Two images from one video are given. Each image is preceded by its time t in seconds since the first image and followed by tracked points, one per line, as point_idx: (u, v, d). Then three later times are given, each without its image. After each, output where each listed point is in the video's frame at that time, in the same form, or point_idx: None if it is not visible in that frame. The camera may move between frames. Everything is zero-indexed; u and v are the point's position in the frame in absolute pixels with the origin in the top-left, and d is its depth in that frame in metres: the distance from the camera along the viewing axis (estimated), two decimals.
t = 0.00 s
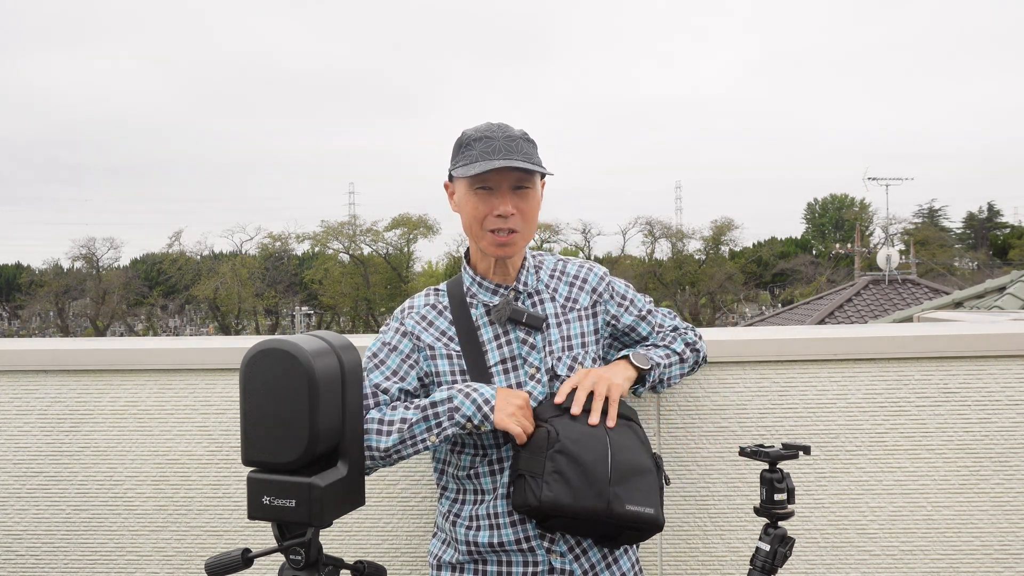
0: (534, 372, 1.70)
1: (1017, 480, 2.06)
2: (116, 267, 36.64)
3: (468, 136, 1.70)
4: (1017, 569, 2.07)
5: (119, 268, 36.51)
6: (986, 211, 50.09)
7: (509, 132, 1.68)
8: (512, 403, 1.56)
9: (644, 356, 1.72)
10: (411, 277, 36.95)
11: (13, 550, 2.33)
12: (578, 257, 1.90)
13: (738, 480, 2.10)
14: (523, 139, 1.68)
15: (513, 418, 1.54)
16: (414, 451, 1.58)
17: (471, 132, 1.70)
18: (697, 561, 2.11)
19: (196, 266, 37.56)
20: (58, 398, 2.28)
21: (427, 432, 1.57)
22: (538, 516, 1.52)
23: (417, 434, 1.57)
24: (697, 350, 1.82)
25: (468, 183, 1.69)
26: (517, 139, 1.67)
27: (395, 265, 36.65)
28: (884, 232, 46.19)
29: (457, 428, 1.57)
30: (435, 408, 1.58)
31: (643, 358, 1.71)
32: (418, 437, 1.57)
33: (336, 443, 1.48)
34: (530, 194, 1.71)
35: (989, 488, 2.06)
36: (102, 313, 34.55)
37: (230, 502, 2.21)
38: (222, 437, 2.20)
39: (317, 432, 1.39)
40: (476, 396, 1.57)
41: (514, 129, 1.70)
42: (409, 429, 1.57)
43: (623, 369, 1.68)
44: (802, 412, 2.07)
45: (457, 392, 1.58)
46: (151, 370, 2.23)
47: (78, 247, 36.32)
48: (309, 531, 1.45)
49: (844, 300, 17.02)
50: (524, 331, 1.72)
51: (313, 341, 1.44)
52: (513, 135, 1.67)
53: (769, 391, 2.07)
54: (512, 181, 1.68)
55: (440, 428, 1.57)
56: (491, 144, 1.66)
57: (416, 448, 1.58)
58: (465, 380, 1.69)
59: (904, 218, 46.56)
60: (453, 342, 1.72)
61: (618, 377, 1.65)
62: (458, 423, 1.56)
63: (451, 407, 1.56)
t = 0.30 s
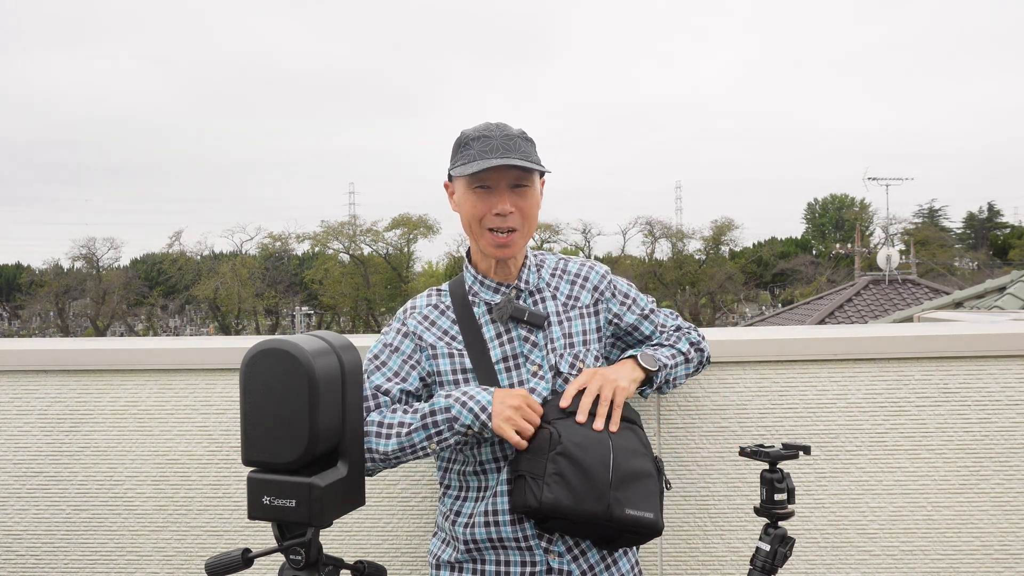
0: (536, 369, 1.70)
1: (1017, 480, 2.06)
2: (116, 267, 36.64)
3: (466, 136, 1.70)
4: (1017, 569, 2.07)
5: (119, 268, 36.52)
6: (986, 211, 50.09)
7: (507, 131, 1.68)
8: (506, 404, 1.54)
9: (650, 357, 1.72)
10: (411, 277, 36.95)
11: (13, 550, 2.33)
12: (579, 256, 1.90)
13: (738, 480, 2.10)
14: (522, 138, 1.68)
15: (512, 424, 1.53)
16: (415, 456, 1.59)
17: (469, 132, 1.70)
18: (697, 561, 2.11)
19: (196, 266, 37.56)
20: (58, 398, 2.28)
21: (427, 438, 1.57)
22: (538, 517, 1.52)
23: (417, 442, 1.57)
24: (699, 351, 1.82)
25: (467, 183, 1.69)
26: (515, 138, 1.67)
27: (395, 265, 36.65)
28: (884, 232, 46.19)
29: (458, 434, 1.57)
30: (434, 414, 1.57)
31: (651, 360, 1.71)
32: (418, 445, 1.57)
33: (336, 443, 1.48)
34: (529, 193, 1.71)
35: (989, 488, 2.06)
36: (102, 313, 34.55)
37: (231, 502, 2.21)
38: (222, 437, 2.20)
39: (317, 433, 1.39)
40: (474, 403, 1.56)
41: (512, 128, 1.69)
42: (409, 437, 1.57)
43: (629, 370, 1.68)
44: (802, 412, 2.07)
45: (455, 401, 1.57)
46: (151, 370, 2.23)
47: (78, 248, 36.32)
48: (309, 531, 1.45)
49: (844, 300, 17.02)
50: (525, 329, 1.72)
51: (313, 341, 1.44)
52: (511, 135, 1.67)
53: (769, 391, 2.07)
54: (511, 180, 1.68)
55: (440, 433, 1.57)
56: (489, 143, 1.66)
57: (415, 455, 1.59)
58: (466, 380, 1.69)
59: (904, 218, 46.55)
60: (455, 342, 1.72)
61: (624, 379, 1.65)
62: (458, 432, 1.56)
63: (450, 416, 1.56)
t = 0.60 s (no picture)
0: (536, 368, 1.70)
1: (1017, 481, 2.06)
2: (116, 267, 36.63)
3: (463, 136, 1.69)
4: (1018, 569, 2.07)
5: (119, 268, 36.52)
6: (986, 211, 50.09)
7: (503, 132, 1.67)
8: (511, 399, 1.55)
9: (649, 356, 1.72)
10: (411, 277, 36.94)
11: (12, 550, 2.33)
12: (578, 256, 1.90)
13: (739, 480, 2.10)
14: (518, 138, 1.68)
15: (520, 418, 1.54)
16: (418, 449, 1.57)
17: (466, 132, 1.69)
18: (698, 561, 2.11)
19: (196, 266, 37.56)
20: (58, 398, 2.27)
21: (431, 430, 1.56)
22: (539, 516, 1.52)
23: (421, 434, 1.56)
24: (699, 350, 1.82)
25: (464, 183, 1.69)
26: (512, 138, 1.67)
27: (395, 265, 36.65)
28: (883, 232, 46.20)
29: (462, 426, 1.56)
30: (439, 406, 1.57)
31: (650, 359, 1.71)
32: (422, 437, 1.56)
33: (336, 443, 1.47)
34: (526, 192, 1.71)
35: (989, 488, 2.06)
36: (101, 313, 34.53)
37: (230, 502, 2.21)
38: (222, 437, 2.20)
39: (317, 433, 1.39)
40: (480, 393, 1.56)
41: (508, 128, 1.69)
42: (412, 428, 1.56)
43: (630, 369, 1.68)
44: (802, 412, 2.07)
45: (460, 390, 1.57)
46: (151, 370, 2.23)
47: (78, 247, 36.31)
48: (309, 531, 1.45)
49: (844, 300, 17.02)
50: (525, 328, 1.72)
51: (313, 341, 1.43)
52: (507, 135, 1.67)
53: (770, 391, 2.07)
54: (508, 180, 1.68)
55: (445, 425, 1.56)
56: (485, 143, 1.66)
57: (420, 447, 1.57)
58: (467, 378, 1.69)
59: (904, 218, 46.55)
60: (455, 341, 1.72)
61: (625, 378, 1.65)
62: (463, 422, 1.55)
63: (455, 406, 1.55)
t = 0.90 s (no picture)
0: (535, 367, 1.70)
1: (1017, 480, 2.06)
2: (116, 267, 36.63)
3: (474, 149, 1.68)
4: (1018, 569, 2.07)
5: (119, 268, 36.52)
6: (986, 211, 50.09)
7: (515, 148, 1.67)
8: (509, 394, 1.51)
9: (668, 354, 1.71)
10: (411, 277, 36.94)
11: (12, 550, 2.33)
12: (573, 258, 1.91)
13: (739, 480, 2.10)
14: (528, 155, 1.68)
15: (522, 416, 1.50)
16: (422, 451, 1.56)
17: (475, 145, 1.68)
18: (698, 561, 2.11)
19: (196, 266, 37.55)
20: (58, 398, 2.27)
21: (433, 432, 1.55)
22: (542, 511, 1.51)
23: (424, 434, 1.55)
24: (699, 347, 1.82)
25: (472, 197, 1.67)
26: (523, 154, 1.67)
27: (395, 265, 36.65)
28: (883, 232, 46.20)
29: (464, 426, 1.54)
30: (441, 407, 1.56)
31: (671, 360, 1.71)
32: (425, 438, 1.55)
33: (336, 443, 1.47)
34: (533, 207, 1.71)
35: (989, 488, 2.06)
36: (101, 313, 34.51)
37: (230, 502, 2.21)
38: (222, 437, 2.20)
39: (317, 432, 1.39)
40: (479, 391, 1.55)
41: (519, 144, 1.69)
42: (415, 429, 1.55)
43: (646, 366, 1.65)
44: (802, 412, 2.07)
45: (460, 390, 1.55)
46: (151, 370, 2.23)
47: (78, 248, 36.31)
48: (309, 531, 1.45)
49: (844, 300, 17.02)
50: (523, 327, 1.73)
51: (313, 341, 1.43)
52: (519, 151, 1.66)
53: (769, 391, 2.07)
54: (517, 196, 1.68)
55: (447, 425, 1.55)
56: (498, 160, 1.65)
57: (422, 450, 1.56)
58: (466, 377, 1.69)
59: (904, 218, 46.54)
60: (454, 340, 1.71)
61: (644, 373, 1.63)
62: (464, 421, 1.54)
63: (456, 406, 1.54)
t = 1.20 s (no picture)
0: (536, 370, 1.69)
1: (1017, 481, 2.06)
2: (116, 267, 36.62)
3: (500, 186, 1.59)
4: (1018, 569, 2.07)
5: (119, 268, 36.53)
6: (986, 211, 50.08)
7: (541, 187, 1.61)
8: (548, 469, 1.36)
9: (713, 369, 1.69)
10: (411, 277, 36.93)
11: (13, 550, 2.33)
12: (570, 261, 1.91)
13: (739, 480, 2.10)
14: (553, 192, 1.63)
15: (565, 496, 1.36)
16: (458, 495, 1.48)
17: (501, 180, 1.60)
18: (698, 561, 2.11)
19: (196, 266, 37.55)
20: (58, 398, 2.27)
21: (469, 485, 1.44)
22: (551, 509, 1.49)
23: (459, 485, 1.45)
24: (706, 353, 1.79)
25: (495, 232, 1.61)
26: (549, 195, 1.62)
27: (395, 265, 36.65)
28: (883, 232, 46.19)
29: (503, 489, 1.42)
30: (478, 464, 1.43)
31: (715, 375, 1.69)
32: (460, 488, 1.46)
33: (336, 443, 1.48)
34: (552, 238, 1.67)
35: (989, 488, 2.06)
36: (101, 313, 34.51)
37: (230, 502, 2.21)
38: (222, 437, 2.20)
39: (317, 433, 1.39)
40: (520, 460, 1.39)
41: (543, 178, 1.63)
42: (450, 482, 1.45)
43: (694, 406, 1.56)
44: (803, 412, 2.07)
45: (501, 455, 1.41)
46: (151, 370, 2.23)
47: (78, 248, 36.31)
48: (309, 531, 1.45)
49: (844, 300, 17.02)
50: (523, 330, 1.73)
51: (314, 341, 1.44)
52: (546, 191, 1.61)
53: (770, 391, 2.07)
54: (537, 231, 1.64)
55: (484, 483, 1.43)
56: (525, 204, 1.59)
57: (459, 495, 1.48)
58: (470, 377, 1.66)
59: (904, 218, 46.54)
60: (456, 340, 1.69)
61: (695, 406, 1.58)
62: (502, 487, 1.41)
63: (494, 471, 1.41)
